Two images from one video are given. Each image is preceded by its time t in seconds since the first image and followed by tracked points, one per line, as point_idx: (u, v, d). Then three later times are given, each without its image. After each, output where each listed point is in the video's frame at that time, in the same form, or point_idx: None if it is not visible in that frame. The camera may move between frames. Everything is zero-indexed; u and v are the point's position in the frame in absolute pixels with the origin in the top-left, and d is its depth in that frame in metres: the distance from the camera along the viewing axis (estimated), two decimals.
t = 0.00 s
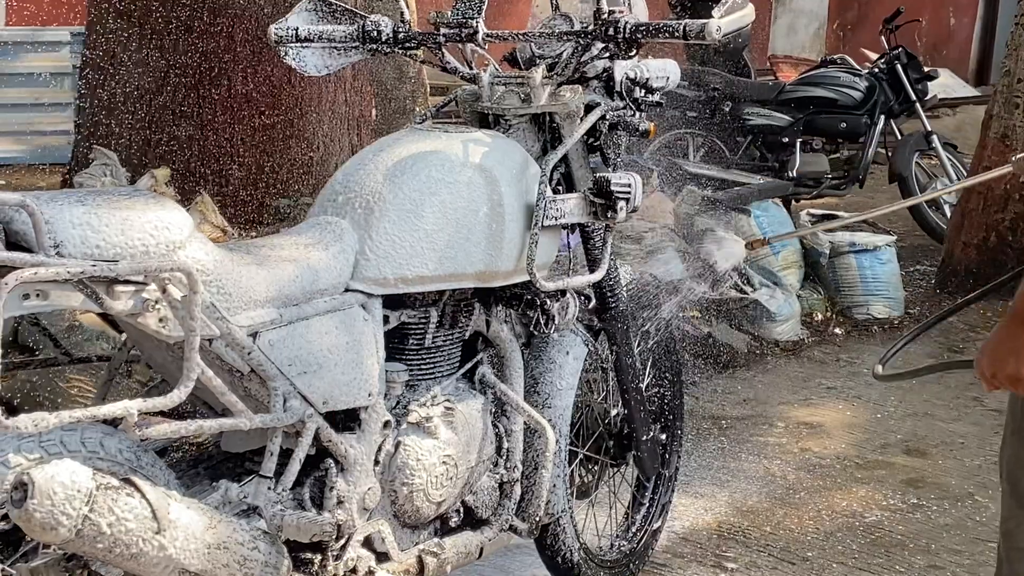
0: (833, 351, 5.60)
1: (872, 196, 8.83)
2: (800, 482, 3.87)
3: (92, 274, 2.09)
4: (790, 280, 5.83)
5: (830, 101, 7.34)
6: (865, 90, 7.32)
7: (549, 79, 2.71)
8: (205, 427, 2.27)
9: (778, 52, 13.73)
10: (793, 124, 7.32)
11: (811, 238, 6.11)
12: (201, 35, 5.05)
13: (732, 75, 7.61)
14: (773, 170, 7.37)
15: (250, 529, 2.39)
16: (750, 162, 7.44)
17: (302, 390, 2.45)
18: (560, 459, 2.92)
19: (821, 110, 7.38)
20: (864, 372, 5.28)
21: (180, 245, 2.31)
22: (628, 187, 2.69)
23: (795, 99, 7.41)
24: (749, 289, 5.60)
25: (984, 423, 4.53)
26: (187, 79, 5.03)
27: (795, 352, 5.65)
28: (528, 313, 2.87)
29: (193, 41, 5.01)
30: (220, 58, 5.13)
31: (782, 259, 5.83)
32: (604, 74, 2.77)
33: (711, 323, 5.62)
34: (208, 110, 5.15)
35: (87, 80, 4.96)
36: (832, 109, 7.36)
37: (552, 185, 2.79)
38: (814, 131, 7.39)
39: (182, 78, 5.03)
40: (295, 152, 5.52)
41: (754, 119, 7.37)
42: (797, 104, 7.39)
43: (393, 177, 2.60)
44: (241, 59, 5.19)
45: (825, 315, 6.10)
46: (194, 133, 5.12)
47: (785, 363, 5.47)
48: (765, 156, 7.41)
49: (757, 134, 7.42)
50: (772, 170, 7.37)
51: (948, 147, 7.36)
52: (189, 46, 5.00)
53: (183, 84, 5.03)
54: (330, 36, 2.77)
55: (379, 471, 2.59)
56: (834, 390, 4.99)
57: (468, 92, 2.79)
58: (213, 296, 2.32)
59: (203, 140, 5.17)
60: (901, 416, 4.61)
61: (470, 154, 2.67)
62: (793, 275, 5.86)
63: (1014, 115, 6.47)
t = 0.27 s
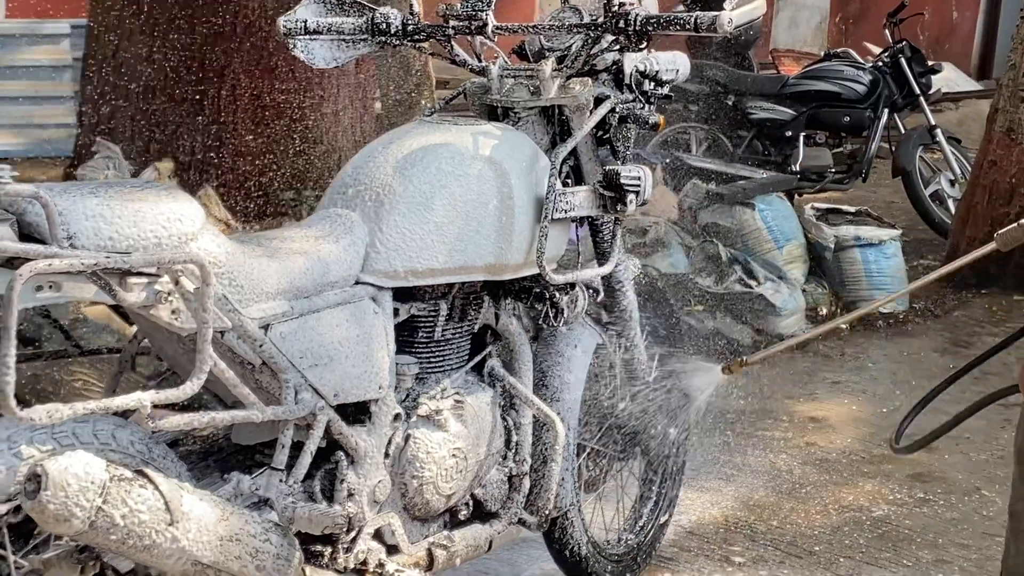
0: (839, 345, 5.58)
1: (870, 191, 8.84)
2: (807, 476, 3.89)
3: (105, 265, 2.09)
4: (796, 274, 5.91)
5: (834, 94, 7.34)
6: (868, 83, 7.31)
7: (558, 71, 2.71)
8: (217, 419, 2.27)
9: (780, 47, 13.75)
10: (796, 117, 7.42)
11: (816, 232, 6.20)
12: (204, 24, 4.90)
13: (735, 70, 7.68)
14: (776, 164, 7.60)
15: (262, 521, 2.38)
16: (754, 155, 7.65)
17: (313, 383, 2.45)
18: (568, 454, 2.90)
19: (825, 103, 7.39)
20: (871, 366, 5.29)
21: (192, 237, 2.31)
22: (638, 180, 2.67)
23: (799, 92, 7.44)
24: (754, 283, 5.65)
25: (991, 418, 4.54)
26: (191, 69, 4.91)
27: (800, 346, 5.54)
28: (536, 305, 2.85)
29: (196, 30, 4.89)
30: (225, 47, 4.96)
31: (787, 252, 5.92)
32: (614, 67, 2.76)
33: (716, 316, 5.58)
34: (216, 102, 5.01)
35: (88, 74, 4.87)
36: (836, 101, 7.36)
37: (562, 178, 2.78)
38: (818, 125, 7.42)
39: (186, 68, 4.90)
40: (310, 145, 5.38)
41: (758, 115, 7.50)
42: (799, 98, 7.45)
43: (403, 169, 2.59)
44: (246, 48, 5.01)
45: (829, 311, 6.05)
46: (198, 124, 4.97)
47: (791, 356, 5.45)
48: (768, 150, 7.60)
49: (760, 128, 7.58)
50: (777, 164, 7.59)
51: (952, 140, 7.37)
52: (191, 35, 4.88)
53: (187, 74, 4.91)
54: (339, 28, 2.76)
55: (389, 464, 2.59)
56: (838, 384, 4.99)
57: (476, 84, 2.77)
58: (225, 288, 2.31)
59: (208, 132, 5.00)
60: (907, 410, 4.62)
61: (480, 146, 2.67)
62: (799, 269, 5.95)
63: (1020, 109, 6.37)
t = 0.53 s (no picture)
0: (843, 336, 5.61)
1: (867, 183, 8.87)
2: (815, 465, 3.93)
3: (126, 250, 2.08)
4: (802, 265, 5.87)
5: (837, 86, 7.40)
6: (872, 75, 7.40)
7: (573, 59, 2.72)
8: (236, 405, 2.26)
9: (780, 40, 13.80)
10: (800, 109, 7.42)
11: (822, 223, 6.21)
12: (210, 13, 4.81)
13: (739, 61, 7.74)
14: (780, 156, 7.51)
15: (281, 506, 2.38)
16: (756, 147, 7.55)
17: (330, 368, 2.44)
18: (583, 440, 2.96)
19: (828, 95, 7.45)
20: (877, 356, 5.31)
21: (211, 222, 2.30)
22: (653, 168, 2.70)
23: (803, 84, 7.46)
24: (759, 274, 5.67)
25: (997, 407, 4.57)
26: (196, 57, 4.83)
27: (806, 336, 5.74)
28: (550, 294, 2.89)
29: (202, 18, 4.81)
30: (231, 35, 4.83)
31: (792, 243, 5.88)
32: (628, 54, 2.77)
33: (721, 308, 5.69)
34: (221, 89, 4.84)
35: (98, 63, 4.99)
36: (839, 93, 7.43)
37: (575, 167, 2.80)
38: (821, 117, 7.46)
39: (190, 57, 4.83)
40: (320, 135, 5.03)
41: (761, 105, 7.46)
42: (801, 90, 7.47)
43: (419, 156, 2.60)
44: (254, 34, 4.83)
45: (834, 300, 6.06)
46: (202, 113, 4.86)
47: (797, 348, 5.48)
48: (772, 142, 7.51)
49: (765, 119, 7.49)
50: (779, 156, 7.50)
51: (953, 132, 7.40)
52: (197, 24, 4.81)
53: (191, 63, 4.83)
54: (353, 16, 2.77)
55: (405, 450, 2.59)
56: (844, 373, 5.02)
57: (491, 72, 2.80)
58: (244, 274, 2.30)
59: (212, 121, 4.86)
60: (914, 399, 4.65)
61: (495, 134, 2.68)
62: (804, 260, 5.91)
63: None
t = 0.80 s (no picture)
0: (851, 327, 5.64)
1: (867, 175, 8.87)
2: (824, 457, 3.94)
3: (143, 237, 2.06)
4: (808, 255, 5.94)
5: (842, 75, 7.37)
6: (876, 65, 7.40)
7: (586, 45, 2.71)
8: (253, 393, 2.24)
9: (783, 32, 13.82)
10: (802, 99, 7.46)
11: (829, 213, 6.25)
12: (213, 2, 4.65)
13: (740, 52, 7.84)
14: (784, 146, 7.57)
15: (297, 495, 2.36)
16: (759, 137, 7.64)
17: (346, 357, 2.43)
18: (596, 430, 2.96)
19: (833, 85, 7.43)
20: (885, 347, 5.32)
21: (227, 209, 2.29)
22: (668, 155, 2.70)
23: (806, 74, 7.49)
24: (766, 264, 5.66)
25: (1007, 399, 4.59)
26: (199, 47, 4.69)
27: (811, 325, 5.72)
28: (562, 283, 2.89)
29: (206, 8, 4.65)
30: (234, 25, 4.69)
31: (800, 233, 5.93)
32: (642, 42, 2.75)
33: (728, 299, 5.63)
34: (224, 81, 4.75)
35: (100, 53, 4.96)
36: (844, 83, 7.39)
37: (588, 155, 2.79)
38: (825, 108, 7.43)
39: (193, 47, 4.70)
40: (318, 124, 5.04)
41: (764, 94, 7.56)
42: (804, 80, 7.51)
43: (432, 144, 2.58)
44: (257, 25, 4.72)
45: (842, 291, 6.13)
46: (205, 104, 4.77)
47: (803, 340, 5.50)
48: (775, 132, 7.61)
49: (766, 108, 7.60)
50: (783, 147, 7.55)
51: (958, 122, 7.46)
52: (200, 13, 4.66)
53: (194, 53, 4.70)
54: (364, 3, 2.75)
55: (419, 440, 2.58)
56: (853, 364, 5.03)
57: (502, 59, 2.79)
58: (259, 261, 2.28)
59: (216, 112, 4.78)
60: (924, 390, 4.66)
61: (508, 121, 2.67)
62: (810, 249, 5.97)
63: None
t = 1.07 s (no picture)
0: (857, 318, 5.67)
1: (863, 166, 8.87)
2: (833, 449, 3.94)
3: (158, 228, 2.02)
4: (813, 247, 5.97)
5: (844, 67, 7.44)
6: (879, 57, 7.47)
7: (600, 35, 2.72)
8: (268, 386, 2.21)
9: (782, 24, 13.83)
10: (806, 91, 7.47)
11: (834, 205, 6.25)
12: None
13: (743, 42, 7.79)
14: (785, 138, 7.57)
15: (312, 490, 2.34)
16: (761, 130, 7.62)
17: (360, 350, 2.40)
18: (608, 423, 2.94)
19: (835, 77, 7.48)
20: (891, 340, 5.35)
21: (242, 201, 2.25)
22: (683, 146, 2.70)
23: (809, 66, 7.51)
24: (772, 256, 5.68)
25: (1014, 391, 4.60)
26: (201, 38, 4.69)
27: (819, 319, 5.72)
28: (574, 276, 2.87)
29: None
30: (237, 16, 4.70)
31: (805, 225, 5.95)
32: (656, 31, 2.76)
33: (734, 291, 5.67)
34: (227, 72, 4.75)
35: (101, 45, 4.88)
36: (846, 75, 7.46)
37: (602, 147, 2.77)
38: (827, 100, 7.49)
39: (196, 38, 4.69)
40: (324, 115, 5.02)
41: (767, 86, 7.55)
42: (808, 72, 7.53)
43: (446, 134, 2.56)
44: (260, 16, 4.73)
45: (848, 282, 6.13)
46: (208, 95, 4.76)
47: (805, 333, 5.50)
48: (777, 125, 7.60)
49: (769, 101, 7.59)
50: (785, 139, 7.55)
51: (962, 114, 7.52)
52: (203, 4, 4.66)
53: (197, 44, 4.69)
54: None
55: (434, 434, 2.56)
56: (859, 357, 5.05)
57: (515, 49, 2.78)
58: (274, 253, 2.26)
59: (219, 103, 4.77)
60: (931, 382, 4.68)
61: (523, 112, 2.65)
62: (816, 242, 5.99)
63: None
